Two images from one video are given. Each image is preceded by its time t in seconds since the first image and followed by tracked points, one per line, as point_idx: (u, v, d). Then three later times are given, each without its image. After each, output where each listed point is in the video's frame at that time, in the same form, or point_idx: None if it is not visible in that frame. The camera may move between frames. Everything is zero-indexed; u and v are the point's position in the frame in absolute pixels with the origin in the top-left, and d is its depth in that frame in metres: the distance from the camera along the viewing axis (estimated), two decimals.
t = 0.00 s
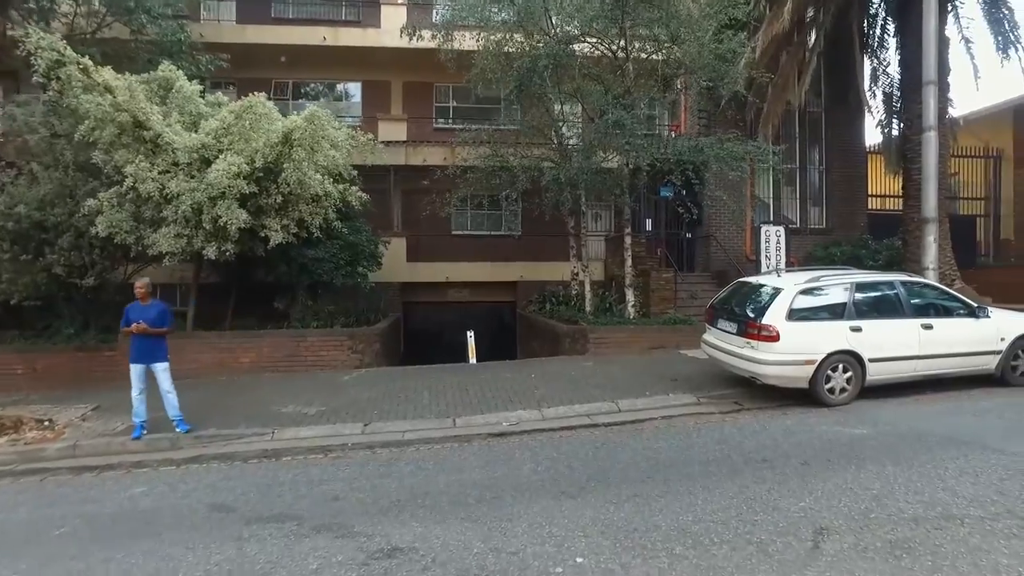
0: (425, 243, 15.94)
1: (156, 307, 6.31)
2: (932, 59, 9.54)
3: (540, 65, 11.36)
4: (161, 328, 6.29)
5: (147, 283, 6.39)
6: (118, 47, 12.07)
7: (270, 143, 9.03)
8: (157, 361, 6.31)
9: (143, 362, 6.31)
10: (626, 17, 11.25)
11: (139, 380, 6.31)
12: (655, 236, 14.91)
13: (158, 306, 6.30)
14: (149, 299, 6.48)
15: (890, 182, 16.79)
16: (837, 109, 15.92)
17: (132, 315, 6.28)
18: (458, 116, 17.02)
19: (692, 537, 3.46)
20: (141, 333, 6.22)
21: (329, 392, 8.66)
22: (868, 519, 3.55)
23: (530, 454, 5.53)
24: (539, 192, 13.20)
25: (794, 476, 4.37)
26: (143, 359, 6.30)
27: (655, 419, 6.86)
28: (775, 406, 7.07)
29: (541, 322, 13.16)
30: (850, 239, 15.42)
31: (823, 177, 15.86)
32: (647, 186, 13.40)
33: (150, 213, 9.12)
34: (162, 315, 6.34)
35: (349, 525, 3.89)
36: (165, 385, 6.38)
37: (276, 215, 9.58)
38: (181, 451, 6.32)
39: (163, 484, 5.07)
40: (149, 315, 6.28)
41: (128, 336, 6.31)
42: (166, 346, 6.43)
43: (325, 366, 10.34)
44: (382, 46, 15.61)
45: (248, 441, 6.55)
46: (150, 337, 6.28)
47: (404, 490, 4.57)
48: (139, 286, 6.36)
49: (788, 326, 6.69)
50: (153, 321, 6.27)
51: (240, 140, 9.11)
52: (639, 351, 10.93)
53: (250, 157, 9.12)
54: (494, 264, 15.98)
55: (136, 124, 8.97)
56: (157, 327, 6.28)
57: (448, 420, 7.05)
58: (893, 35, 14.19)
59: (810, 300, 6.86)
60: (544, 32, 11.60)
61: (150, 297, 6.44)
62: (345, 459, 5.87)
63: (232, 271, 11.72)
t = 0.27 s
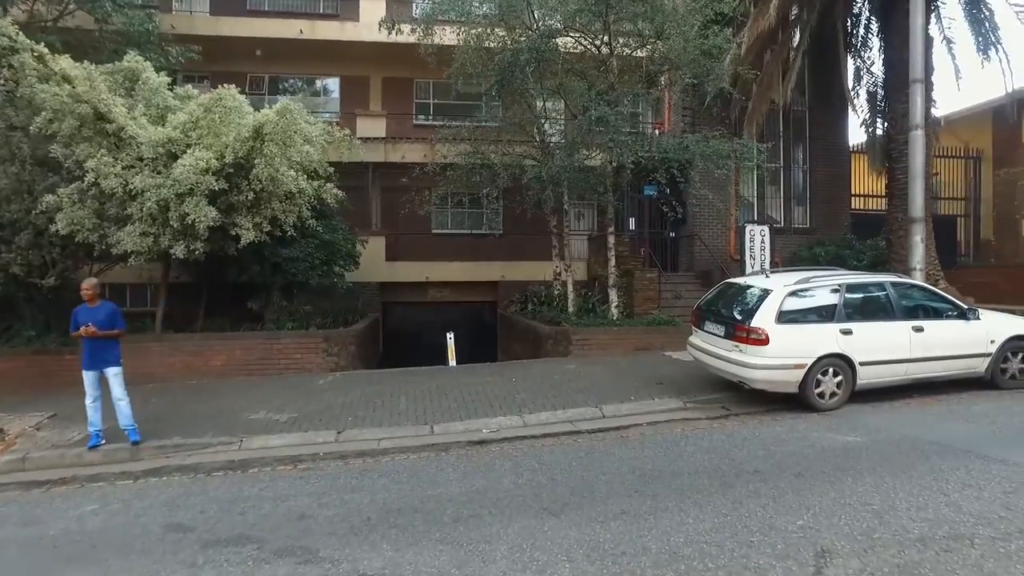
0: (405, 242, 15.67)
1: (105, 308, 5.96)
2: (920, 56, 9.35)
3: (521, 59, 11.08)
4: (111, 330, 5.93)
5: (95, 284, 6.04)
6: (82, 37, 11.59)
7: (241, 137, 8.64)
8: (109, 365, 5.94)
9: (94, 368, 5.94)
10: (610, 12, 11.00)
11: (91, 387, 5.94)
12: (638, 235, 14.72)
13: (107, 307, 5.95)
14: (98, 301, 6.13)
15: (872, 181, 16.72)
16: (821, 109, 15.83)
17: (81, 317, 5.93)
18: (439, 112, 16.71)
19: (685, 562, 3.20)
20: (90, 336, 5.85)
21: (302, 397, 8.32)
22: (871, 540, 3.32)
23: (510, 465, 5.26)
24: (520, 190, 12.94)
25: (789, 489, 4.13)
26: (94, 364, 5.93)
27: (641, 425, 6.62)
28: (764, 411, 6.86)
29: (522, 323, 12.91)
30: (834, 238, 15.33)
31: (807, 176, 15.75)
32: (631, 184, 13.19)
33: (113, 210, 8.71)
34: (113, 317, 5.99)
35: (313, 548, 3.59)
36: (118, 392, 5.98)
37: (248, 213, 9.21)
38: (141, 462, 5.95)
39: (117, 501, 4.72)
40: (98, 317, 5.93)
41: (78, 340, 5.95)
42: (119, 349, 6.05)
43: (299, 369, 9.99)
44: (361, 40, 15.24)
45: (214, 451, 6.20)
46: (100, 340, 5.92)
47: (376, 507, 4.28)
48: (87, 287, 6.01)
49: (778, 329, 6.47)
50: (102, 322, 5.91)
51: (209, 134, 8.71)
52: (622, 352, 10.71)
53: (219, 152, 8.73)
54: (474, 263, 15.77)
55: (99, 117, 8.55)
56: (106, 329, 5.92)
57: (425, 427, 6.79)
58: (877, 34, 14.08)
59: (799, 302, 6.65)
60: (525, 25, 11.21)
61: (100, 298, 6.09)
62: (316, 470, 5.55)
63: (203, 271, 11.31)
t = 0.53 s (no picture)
0: (391, 240, 15.36)
1: (66, 309, 5.64)
2: (918, 50, 9.11)
3: (510, 51, 10.77)
4: (72, 332, 5.59)
5: (54, 284, 5.72)
6: (52, 26, 11.22)
7: (219, 131, 8.24)
8: (70, 370, 5.60)
9: (56, 373, 5.60)
10: (601, 4, 10.70)
11: (53, 394, 5.61)
12: (629, 233, 14.48)
13: (69, 308, 5.64)
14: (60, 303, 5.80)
15: (866, 179, 16.54)
16: (813, 105, 15.64)
17: (41, 319, 5.60)
18: (426, 108, 16.39)
19: None
20: (50, 339, 5.52)
21: (283, 402, 7.99)
22: (895, 565, 3.05)
23: (500, 476, 4.97)
24: (509, 186, 12.65)
25: (799, 504, 3.87)
26: (55, 368, 5.59)
27: (636, 431, 6.36)
28: (763, 416, 6.61)
29: (512, 323, 12.62)
30: (827, 237, 15.16)
31: (800, 174, 15.55)
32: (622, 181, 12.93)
33: (85, 206, 8.31)
34: (74, 318, 5.66)
35: None
36: (80, 399, 5.62)
37: (226, 210, 8.84)
38: (108, 474, 5.59)
39: (76, 519, 4.37)
40: (58, 318, 5.60)
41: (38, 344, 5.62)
42: (82, 353, 5.71)
43: (281, 372, 9.65)
44: (346, 33, 14.89)
45: (187, 461, 5.86)
46: (61, 343, 5.58)
47: (355, 526, 3.96)
48: (47, 287, 5.69)
49: (778, 331, 6.22)
50: (63, 324, 5.57)
51: (185, 126, 8.31)
52: (614, 354, 10.44)
53: (196, 146, 8.35)
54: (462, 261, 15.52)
55: (68, 108, 8.14)
56: (67, 331, 5.59)
57: (411, 434, 6.52)
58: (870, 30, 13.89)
59: (801, 303, 6.40)
60: (514, 17, 10.95)
61: (60, 299, 5.76)
62: (294, 482, 5.23)
63: (182, 270, 10.93)
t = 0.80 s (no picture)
0: (381, 239, 15.05)
1: (35, 313, 5.33)
2: (921, 46, 8.90)
3: (505, 44, 10.45)
4: (40, 338, 5.27)
5: (24, 287, 5.40)
6: (27, 16, 11.00)
7: (199, 126, 7.90)
8: (36, 378, 5.27)
9: (21, 380, 5.29)
10: None
11: (18, 402, 5.31)
12: (624, 233, 14.23)
13: (38, 311, 5.33)
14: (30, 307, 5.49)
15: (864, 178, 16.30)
16: (810, 103, 15.44)
17: (8, 323, 5.30)
18: (416, 105, 16.09)
19: None
20: (15, 345, 5.20)
21: (267, 408, 7.69)
22: None
23: (493, 491, 4.69)
24: (502, 184, 12.36)
25: (814, 524, 3.61)
26: (20, 375, 5.27)
27: (634, 439, 6.12)
28: (766, 423, 6.36)
29: (504, 324, 12.35)
30: (823, 237, 14.97)
31: (797, 173, 15.34)
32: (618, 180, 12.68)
33: (59, 204, 7.97)
34: (43, 323, 5.34)
35: None
36: (45, 409, 5.29)
37: (209, 208, 8.50)
38: (77, 488, 5.27)
39: (36, 541, 4.05)
40: (26, 322, 5.29)
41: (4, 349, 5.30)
42: (50, 360, 5.39)
43: (266, 376, 9.34)
44: (335, 28, 14.56)
45: (163, 473, 5.54)
46: (26, 349, 5.26)
47: (336, 550, 3.67)
48: (16, 289, 5.37)
49: (783, 334, 5.97)
50: (30, 329, 5.26)
51: (163, 121, 7.98)
52: (609, 356, 10.19)
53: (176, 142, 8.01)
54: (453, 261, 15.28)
55: (41, 102, 7.79)
56: (34, 337, 5.27)
57: (400, 443, 6.29)
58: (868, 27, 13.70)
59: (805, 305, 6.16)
60: (507, 10, 10.60)
61: (29, 303, 5.44)
62: (275, 497, 4.93)
63: (164, 270, 10.60)
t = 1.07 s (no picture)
0: (368, 237, 14.74)
1: None
2: (922, 38, 8.65)
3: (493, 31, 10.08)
4: None
5: None
6: None
7: (172, 116, 7.51)
8: None
9: None
10: None
11: None
12: (616, 230, 13.95)
13: None
14: None
15: (860, 176, 16.07)
16: (804, 99, 15.21)
17: None
18: (404, 99, 15.73)
19: None
20: None
21: (244, 412, 7.33)
22: None
23: (479, 504, 4.37)
24: (490, 180, 12.02)
25: (827, 544, 3.31)
26: None
27: (628, 446, 5.84)
28: (766, 429, 6.08)
29: (493, 324, 12.03)
30: (817, 235, 14.75)
31: (790, 170, 15.12)
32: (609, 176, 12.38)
33: (24, 198, 7.57)
34: None
35: None
36: None
37: (184, 203, 8.12)
38: (33, 502, 4.90)
39: None
40: None
41: None
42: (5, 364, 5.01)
43: (245, 378, 8.98)
44: (319, 20, 14.18)
45: (127, 484, 5.19)
46: None
47: None
48: None
49: (784, 335, 5.69)
50: None
51: (134, 111, 7.59)
52: (601, 357, 9.89)
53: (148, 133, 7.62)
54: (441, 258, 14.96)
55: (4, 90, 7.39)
56: None
57: (382, 451, 5.98)
58: (863, 22, 13.48)
59: (808, 305, 5.88)
60: None
61: None
62: (246, 511, 4.59)
63: (139, 267, 10.21)
